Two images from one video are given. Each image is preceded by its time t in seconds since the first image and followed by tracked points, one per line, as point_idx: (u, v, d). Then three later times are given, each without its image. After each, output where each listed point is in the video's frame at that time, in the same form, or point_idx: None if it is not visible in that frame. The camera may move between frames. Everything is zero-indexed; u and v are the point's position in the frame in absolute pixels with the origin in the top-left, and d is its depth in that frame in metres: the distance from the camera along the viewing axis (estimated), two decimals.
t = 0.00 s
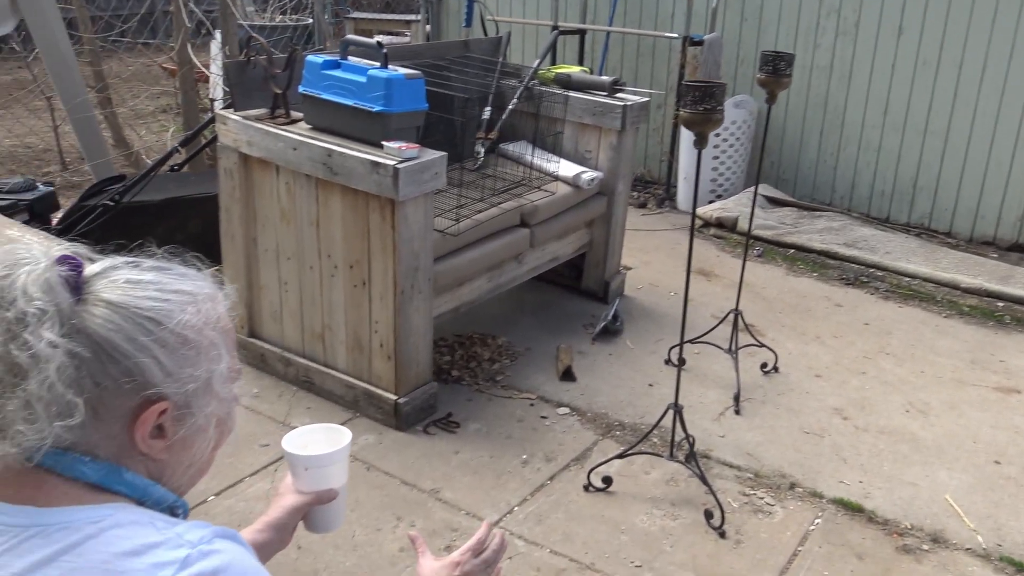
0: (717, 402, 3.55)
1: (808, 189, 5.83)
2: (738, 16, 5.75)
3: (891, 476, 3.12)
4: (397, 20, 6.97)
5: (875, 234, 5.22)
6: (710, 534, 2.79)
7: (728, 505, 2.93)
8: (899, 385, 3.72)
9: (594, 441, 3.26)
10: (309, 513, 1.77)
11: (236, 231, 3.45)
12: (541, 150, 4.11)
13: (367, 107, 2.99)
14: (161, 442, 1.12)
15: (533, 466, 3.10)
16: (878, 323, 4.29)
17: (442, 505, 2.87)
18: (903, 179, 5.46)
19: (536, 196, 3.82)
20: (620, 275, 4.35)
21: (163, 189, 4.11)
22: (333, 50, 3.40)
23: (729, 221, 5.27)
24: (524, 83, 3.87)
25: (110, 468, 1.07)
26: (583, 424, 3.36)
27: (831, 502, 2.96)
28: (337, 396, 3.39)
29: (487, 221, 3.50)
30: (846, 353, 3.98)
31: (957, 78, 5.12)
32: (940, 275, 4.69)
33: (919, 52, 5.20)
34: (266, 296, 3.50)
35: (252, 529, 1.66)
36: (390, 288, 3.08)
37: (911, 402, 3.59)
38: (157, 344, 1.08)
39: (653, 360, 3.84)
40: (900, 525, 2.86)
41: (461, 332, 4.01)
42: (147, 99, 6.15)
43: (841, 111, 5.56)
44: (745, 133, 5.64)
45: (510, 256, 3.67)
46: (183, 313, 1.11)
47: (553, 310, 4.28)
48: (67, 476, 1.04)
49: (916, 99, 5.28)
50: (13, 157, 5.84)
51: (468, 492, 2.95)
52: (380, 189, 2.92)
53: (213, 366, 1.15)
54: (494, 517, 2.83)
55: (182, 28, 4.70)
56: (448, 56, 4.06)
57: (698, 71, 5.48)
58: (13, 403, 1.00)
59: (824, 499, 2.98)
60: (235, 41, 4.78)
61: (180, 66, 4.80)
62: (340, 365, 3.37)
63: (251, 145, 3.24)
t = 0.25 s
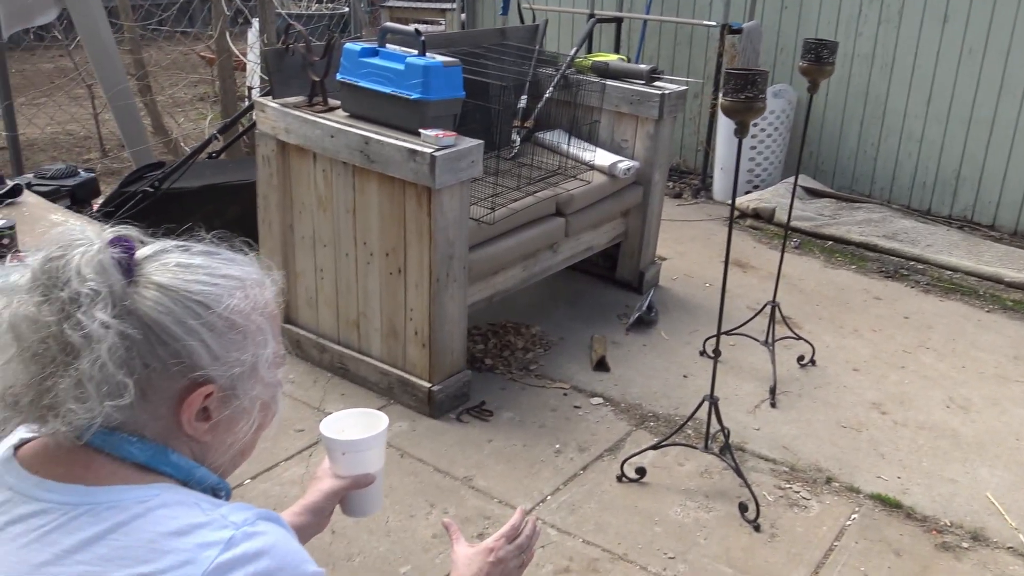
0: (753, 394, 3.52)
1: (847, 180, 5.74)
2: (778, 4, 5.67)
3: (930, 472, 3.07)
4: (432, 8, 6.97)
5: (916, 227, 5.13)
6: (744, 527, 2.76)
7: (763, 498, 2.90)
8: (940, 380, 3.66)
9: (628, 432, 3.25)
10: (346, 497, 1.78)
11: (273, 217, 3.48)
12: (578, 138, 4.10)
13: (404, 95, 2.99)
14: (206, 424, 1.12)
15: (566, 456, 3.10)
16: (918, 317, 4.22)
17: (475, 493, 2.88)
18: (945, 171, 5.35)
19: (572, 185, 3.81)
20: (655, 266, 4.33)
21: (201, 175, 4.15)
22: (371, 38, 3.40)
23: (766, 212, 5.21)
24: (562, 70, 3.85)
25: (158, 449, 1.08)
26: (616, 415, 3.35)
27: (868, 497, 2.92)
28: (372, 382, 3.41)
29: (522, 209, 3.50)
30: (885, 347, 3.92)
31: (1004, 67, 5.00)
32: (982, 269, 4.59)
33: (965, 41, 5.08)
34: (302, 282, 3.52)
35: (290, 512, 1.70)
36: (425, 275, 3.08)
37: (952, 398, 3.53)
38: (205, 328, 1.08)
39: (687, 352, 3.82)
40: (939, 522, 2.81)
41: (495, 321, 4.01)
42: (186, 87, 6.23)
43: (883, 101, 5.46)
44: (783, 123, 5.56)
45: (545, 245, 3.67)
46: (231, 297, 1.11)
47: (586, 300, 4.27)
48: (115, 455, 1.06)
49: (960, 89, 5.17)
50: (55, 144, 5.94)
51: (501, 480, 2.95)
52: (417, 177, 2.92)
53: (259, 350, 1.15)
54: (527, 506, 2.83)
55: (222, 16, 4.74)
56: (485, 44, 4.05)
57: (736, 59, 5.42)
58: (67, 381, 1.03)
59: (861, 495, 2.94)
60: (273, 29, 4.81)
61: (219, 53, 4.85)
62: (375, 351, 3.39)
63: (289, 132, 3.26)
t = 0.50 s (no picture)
0: (784, 384, 3.49)
1: (883, 169, 5.65)
2: None
3: (965, 466, 3.02)
4: None
5: (953, 218, 5.04)
6: (774, 518, 2.74)
7: (793, 489, 2.88)
8: (976, 373, 3.60)
9: (657, 419, 3.23)
10: (378, 479, 1.79)
11: (305, 200, 3.49)
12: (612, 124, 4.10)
13: (438, 78, 2.99)
14: (238, 398, 1.13)
15: (595, 443, 3.09)
16: (954, 309, 4.15)
17: (503, 477, 2.88)
18: (985, 160, 5.24)
19: (604, 171, 3.82)
20: (686, 253, 4.32)
21: (235, 157, 4.19)
22: (405, 20, 3.40)
23: (799, 200, 5.15)
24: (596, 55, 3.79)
25: (190, 424, 1.08)
26: (646, 402, 3.34)
27: (901, 490, 2.89)
28: (401, 366, 3.42)
29: (554, 195, 3.51)
30: (920, 339, 3.86)
31: None
32: (1021, 261, 4.51)
33: (1008, 28, 4.96)
34: (334, 265, 3.54)
35: (324, 493, 1.72)
36: (456, 259, 3.08)
37: (988, 392, 3.47)
38: (233, 303, 1.08)
39: (718, 340, 3.79)
40: (973, 517, 2.77)
41: (525, 306, 4.01)
42: (220, 70, 6.27)
43: (922, 88, 5.36)
44: (819, 111, 5.48)
45: (576, 231, 3.67)
46: (259, 272, 1.11)
47: (616, 287, 4.25)
48: (150, 431, 1.07)
49: (1002, 77, 5.05)
50: (92, 126, 6.02)
51: (529, 465, 2.95)
52: (450, 161, 2.92)
53: (288, 324, 1.15)
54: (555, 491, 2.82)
55: None
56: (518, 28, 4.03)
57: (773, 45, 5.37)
58: (103, 357, 1.04)
59: (893, 487, 2.90)
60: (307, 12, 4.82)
61: (253, 36, 4.87)
62: (405, 335, 3.40)
63: (322, 115, 3.28)
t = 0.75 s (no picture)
0: (812, 376, 3.46)
1: (915, 160, 5.57)
2: None
3: (995, 461, 2.98)
4: None
5: (986, 209, 4.96)
6: (800, 510, 2.72)
7: (820, 481, 2.86)
8: (1008, 368, 3.55)
9: (683, 409, 3.22)
10: (408, 465, 1.80)
11: (332, 186, 3.50)
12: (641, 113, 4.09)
13: (466, 65, 2.98)
14: (244, 373, 1.09)
15: (619, 432, 3.08)
16: (986, 303, 4.09)
17: (528, 465, 2.89)
18: (1020, 152, 5.15)
19: (632, 159, 3.81)
20: (713, 243, 4.31)
21: (263, 143, 4.21)
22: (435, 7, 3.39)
23: (828, 190, 5.10)
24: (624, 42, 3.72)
25: (198, 400, 1.08)
26: (671, 392, 3.32)
27: (930, 484, 2.86)
28: (427, 352, 3.43)
29: (581, 183, 3.51)
30: (951, 332, 3.81)
31: None
32: None
33: None
34: (361, 251, 3.55)
35: (354, 478, 1.73)
36: (483, 246, 3.08)
37: (1020, 386, 3.42)
38: (211, 273, 1.07)
39: (745, 331, 3.76)
40: (1004, 512, 2.74)
41: (550, 295, 4.00)
42: (248, 57, 6.30)
43: (957, 78, 5.27)
44: (851, 100, 5.40)
45: (603, 220, 3.67)
46: (239, 241, 1.10)
47: (642, 276, 4.23)
48: (176, 410, 1.07)
49: None
50: (122, 111, 6.07)
51: (554, 453, 2.95)
52: (478, 148, 2.92)
53: (278, 290, 1.11)
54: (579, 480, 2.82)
55: None
56: (547, 15, 4.02)
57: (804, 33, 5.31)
58: (85, 336, 1.09)
59: (922, 481, 2.87)
60: None
61: (283, 23, 4.89)
62: (431, 322, 3.41)
63: (350, 102, 3.28)
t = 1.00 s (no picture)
0: (838, 366, 3.43)
1: (946, 149, 5.49)
2: None
3: None
4: None
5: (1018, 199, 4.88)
6: (824, 500, 2.70)
7: (845, 472, 2.83)
8: None
9: (706, 398, 3.21)
10: (433, 450, 1.80)
11: (358, 172, 3.51)
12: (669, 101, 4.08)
13: (493, 50, 2.97)
14: (261, 355, 1.08)
15: (643, 420, 3.08)
16: (1017, 294, 4.03)
17: (551, 452, 2.88)
18: None
19: (658, 146, 3.80)
20: (739, 232, 4.28)
21: (288, 129, 4.23)
22: None
23: (857, 179, 5.04)
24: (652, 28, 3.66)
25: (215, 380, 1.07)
26: (695, 380, 3.31)
27: (957, 476, 2.82)
28: (450, 339, 3.44)
29: (607, 170, 3.51)
30: (980, 323, 3.76)
31: None
32: None
33: None
34: (385, 238, 3.56)
35: (378, 460, 1.74)
36: (508, 233, 3.08)
37: None
38: (220, 255, 1.06)
39: (770, 320, 3.74)
40: None
41: (574, 283, 3.99)
42: (274, 43, 6.33)
43: (990, 65, 5.17)
44: (880, 88, 5.33)
45: (627, 207, 3.67)
46: (248, 222, 1.08)
47: (667, 265, 4.21)
48: (199, 390, 1.07)
49: None
50: (150, 97, 6.13)
51: (577, 440, 2.95)
52: (503, 134, 2.92)
53: (286, 271, 1.08)
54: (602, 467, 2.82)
55: None
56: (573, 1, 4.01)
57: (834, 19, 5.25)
58: (107, 320, 1.11)
59: (949, 473, 2.84)
60: None
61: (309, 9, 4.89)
62: (455, 308, 3.42)
63: (376, 87, 3.28)
